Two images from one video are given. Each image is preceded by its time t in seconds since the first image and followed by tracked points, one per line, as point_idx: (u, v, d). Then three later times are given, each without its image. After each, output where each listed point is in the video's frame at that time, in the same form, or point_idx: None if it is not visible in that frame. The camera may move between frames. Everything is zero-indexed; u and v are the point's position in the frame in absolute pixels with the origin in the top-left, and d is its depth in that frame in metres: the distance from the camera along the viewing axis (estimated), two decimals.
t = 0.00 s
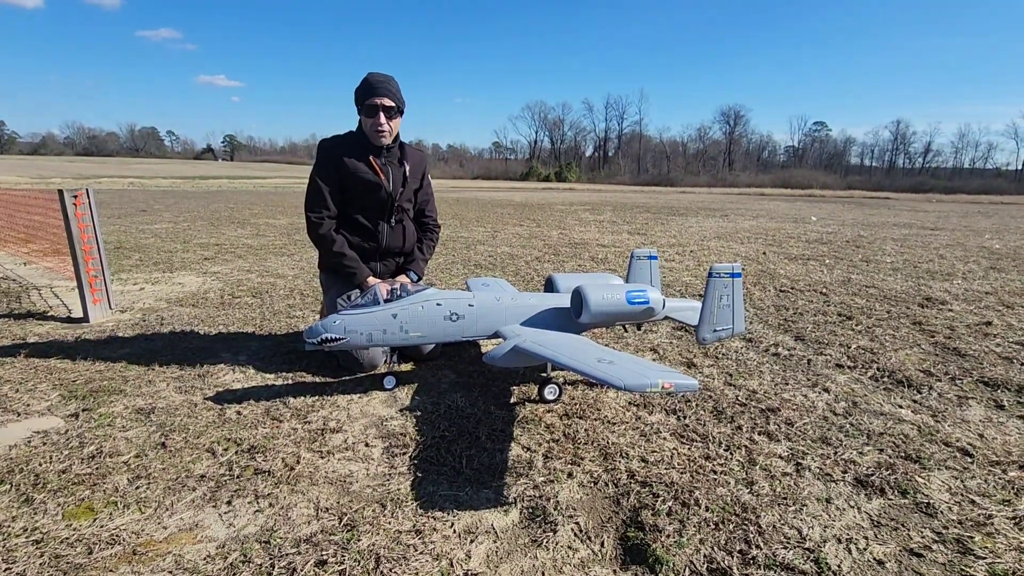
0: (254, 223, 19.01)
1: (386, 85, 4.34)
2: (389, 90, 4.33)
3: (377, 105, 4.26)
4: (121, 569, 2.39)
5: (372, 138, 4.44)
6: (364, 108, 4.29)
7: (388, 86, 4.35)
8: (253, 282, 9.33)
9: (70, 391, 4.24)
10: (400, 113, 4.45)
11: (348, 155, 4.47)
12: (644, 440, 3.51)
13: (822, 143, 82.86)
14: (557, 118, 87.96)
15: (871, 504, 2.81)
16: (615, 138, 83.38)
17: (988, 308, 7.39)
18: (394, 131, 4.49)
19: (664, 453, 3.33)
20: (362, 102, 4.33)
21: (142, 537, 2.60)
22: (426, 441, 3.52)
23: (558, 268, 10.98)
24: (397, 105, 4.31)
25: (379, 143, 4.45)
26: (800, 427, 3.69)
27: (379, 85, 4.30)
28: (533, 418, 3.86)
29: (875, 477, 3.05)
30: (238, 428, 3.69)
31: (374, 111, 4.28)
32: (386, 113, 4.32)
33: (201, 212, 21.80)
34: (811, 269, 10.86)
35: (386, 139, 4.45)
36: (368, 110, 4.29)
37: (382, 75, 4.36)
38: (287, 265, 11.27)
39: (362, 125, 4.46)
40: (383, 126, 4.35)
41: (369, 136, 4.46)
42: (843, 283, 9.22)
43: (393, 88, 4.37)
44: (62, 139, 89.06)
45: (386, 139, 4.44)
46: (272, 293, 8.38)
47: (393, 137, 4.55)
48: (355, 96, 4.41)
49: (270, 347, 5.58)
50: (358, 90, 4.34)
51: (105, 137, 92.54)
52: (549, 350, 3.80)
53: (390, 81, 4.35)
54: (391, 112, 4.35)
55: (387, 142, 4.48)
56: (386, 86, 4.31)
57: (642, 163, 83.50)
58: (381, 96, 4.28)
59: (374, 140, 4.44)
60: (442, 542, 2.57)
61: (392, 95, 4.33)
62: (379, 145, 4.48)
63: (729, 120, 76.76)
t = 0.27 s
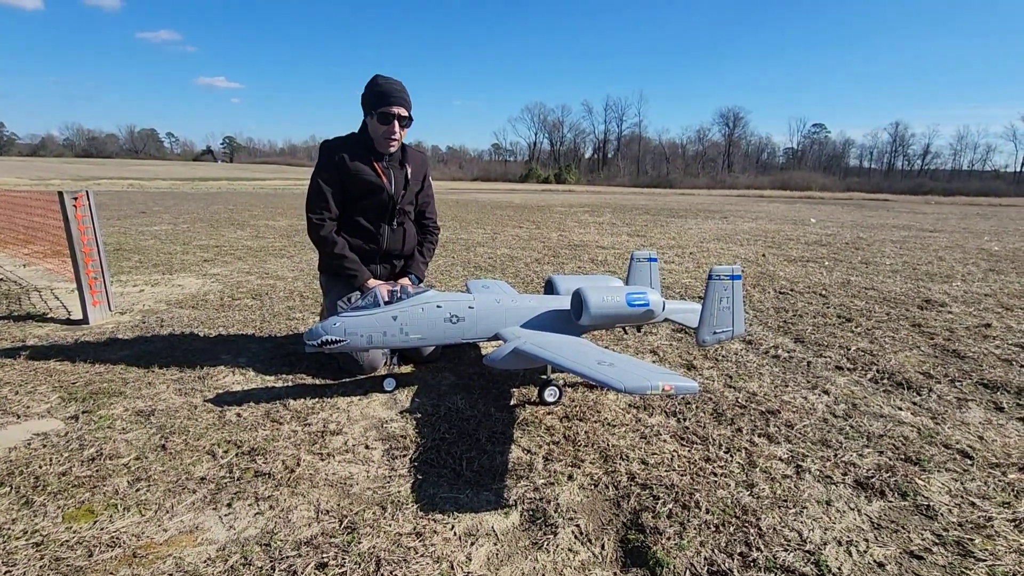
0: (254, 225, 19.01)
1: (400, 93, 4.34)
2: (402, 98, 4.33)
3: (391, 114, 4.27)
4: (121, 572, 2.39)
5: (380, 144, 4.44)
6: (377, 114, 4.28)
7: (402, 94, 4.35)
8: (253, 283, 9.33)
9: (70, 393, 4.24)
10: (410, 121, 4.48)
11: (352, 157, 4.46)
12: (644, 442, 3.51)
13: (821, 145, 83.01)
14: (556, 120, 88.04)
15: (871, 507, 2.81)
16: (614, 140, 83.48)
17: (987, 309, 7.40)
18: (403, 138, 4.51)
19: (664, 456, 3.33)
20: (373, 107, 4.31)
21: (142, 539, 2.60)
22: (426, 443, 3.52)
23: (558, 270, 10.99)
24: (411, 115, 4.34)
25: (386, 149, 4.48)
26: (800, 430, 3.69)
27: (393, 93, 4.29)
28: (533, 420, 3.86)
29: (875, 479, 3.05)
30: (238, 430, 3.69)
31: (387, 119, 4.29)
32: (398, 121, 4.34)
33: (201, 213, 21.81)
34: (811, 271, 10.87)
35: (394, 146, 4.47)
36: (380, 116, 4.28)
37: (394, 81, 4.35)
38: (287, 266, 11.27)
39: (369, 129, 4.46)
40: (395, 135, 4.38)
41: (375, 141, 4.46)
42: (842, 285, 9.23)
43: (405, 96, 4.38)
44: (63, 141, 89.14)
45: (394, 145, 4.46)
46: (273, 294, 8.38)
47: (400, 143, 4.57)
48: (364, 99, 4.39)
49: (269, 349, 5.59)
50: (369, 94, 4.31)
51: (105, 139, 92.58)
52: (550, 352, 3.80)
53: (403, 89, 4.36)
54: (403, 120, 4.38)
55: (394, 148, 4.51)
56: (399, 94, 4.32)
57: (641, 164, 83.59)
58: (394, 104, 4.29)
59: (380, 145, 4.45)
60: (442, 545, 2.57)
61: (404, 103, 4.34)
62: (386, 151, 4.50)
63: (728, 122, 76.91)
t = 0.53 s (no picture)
0: (253, 226, 19.01)
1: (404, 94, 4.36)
2: (407, 99, 4.35)
3: (397, 115, 4.29)
4: (120, 574, 2.38)
5: (384, 145, 4.46)
6: (382, 116, 4.29)
7: (408, 97, 4.35)
8: (252, 285, 9.33)
9: (70, 394, 4.24)
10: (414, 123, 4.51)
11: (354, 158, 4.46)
12: (643, 443, 3.52)
13: (820, 147, 83.12)
14: (556, 121, 88.07)
15: (870, 507, 2.81)
16: (613, 141, 83.56)
17: (986, 310, 7.41)
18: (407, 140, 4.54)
19: (663, 456, 3.33)
20: (377, 108, 4.31)
21: (142, 541, 2.59)
22: (426, 444, 3.52)
23: (557, 271, 10.99)
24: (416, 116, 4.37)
25: (391, 150, 4.50)
26: (800, 430, 3.69)
27: (399, 95, 4.29)
28: (533, 421, 3.86)
29: (875, 480, 3.05)
30: (237, 431, 3.69)
31: (393, 120, 4.30)
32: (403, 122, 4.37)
33: (200, 215, 21.82)
34: (810, 272, 10.87)
35: (398, 147, 4.50)
36: (385, 117, 4.30)
37: (398, 82, 4.37)
38: (286, 268, 11.27)
39: (372, 130, 4.47)
40: (400, 137, 4.41)
41: (379, 142, 4.48)
42: (841, 286, 9.24)
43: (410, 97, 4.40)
44: (62, 143, 89.14)
45: (399, 147, 4.49)
46: (272, 296, 8.38)
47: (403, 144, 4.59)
48: (368, 100, 4.39)
49: (269, 350, 5.59)
50: (374, 95, 4.30)
51: (105, 141, 92.69)
52: (548, 353, 3.81)
53: (408, 89, 4.38)
54: (408, 122, 4.41)
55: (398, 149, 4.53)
56: (403, 95, 4.33)
57: (640, 166, 83.66)
58: (400, 105, 4.30)
59: (384, 146, 4.46)
60: (442, 546, 2.57)
61: (409, 104, 4.35)
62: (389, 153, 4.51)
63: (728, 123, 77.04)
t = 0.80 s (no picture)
0: (253, 227, 19.01)
1: (405, 96, 4.36)
2: (408, 101, 4.35)
3: (397, 116, 4.29)
4: (120, 574, 2.38)
5: (385, 147, 4.46)
6: (383, 118, 4.29)
7: (408, 96, 4.36)
8: (252, 285, 9.33)
9: (70, 395, 4.24)
10: (415, 123, 4.50)
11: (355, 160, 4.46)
12: (642, 444, 3.52)
13: (820, 148, 83.16)
14: (555, 121, 88.07)
15: (870, 508, 2.81)
16: (613, 142, 83.59)
17: (985, 311, 7.42)
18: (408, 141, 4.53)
19: (663, 457, 3.33)
20: (379, 110, 4.32)
21: (142, 542, 2.59)
22: (425, 445, 3.52)
23: (557, 272, 11.00)
24: (416, 117, 4.36)
25: (392, 150, 4.48)
26: (799, 431, 3.69)
27: (400, 97, 4.29)
28: (532, 422, 3.86)
29: (875, 481, 3.05)
30: (238, 432, 3.68)
31: (393, 121, 4.30)
32: (404, 124, 4.36)
33: (200, 215, 21.82)
34: (810, 273, 10.88)
35: (399, 149, 4.49)
36: (386, 119, 4.30)
37: (401, 84, 4.37)
38: (286, 268, 11.27)
39: (374, 132, 4.47)
40: (399, 135, 4.40)
41: (380, 144, 4.48)
42: (841, 287, 9.25)
43: (411, 99, 4.40)
44: (62, 143, 89.09)
45: (399, 148, 4.48)
46: (272, 296, 8.38)
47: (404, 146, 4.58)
48: (371, 102, 4.40)
49: (269, 350, 5.58)
50: (377, 97, 4.31)
51: (105, 141, 92.73)
52: (548, 354, 3.81)
53: (410, 91, 4.38)
54: (409, 123, 4.40)
55: (399, 151, 4.52)
56: (404, 97, 4.33)
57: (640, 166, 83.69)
58: (401, 106, 4.30)
59: (385, 148, 4.46)
60: (442, 547, 2.57)
61: (409, 106, 4.35)
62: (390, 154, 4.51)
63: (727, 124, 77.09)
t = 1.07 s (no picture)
0: (253, 225, 18.98)
1: (407, 95, 4.34)
2: (410, 100, 4.33)
3: (398, 115, 4.27)
4: (120, 572, 2.39)
5: (386, 146, 4.45)
6: (384, 117, 4.28)
7: (410, 96, 4.33)
8: (251, 283, 9.33)
9: (69, 393, 4.24)
10: (417, 122, 4.48)
11: (356, 159, 4.45)
12: (642, 442, 3.52)
13: (820, 146, 83.10)
14: (555, 119, 87.94)
15: (870, 506, 2.82)
16: (613, 140, 83.50)
17: (985, 310, 7.42)
18: (409, 140, 4.51)
19: (663, 455, 3.33)
20: (380, 109, 4.31)
21: (142, 539, 2.59)
22: (425, 443, 3.52)
23: (557, 270, 11.00)
24: (417, 116, 4.34)
25: (393, 148, 4.45)
26: (799, 429, 3.69)
27: (402, 96, 4.28)
28: (532, 420, 3.86)
29: (874, 479, 3.06)
30: (238, 430, 3.68)
31: (394, 121, 4.29)
32: (404, 123, 4.35)
33: (200, 214, 21.79)
34: (810, 271, 10.88)
35: (400, 148, 4.47)
36: (387, 118, 4.29)
37: (403, 84, 4.35)
38: (286, 267, 11.27)
39: (376, 131, 4.46)
40: (399, 135, 4.38)
41: (382, 143, 4.47)
42: (841, 285, 9.25)
43: (413, 98, 4.38)
44: (61, 141, 88.96)
45: (400, 147, 4.46)
46: (272, 294, 8.38)
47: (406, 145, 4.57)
48: (373, 101, 4.39)
49: (269, 349, 5.58)
50: (379, 97, 4.30)
51: (104, 140, 92.63)
52: (549, 352, 3.81)
53: (412, 91, 4.36)
54: (409, 122, 4.39)
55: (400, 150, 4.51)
56: (405, 96, 4.31)
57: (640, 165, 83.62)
58: (402, 105, 4.29)
59: (387, 147, 4.45)
60: (442, 544, 2.57)
61: (410, 106, 4.33)
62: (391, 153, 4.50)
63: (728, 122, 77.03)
